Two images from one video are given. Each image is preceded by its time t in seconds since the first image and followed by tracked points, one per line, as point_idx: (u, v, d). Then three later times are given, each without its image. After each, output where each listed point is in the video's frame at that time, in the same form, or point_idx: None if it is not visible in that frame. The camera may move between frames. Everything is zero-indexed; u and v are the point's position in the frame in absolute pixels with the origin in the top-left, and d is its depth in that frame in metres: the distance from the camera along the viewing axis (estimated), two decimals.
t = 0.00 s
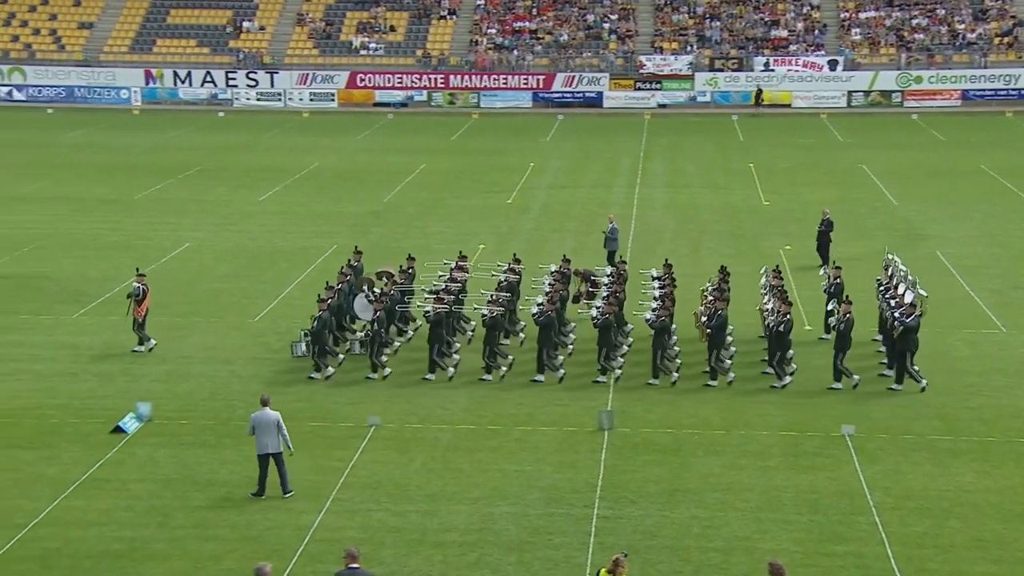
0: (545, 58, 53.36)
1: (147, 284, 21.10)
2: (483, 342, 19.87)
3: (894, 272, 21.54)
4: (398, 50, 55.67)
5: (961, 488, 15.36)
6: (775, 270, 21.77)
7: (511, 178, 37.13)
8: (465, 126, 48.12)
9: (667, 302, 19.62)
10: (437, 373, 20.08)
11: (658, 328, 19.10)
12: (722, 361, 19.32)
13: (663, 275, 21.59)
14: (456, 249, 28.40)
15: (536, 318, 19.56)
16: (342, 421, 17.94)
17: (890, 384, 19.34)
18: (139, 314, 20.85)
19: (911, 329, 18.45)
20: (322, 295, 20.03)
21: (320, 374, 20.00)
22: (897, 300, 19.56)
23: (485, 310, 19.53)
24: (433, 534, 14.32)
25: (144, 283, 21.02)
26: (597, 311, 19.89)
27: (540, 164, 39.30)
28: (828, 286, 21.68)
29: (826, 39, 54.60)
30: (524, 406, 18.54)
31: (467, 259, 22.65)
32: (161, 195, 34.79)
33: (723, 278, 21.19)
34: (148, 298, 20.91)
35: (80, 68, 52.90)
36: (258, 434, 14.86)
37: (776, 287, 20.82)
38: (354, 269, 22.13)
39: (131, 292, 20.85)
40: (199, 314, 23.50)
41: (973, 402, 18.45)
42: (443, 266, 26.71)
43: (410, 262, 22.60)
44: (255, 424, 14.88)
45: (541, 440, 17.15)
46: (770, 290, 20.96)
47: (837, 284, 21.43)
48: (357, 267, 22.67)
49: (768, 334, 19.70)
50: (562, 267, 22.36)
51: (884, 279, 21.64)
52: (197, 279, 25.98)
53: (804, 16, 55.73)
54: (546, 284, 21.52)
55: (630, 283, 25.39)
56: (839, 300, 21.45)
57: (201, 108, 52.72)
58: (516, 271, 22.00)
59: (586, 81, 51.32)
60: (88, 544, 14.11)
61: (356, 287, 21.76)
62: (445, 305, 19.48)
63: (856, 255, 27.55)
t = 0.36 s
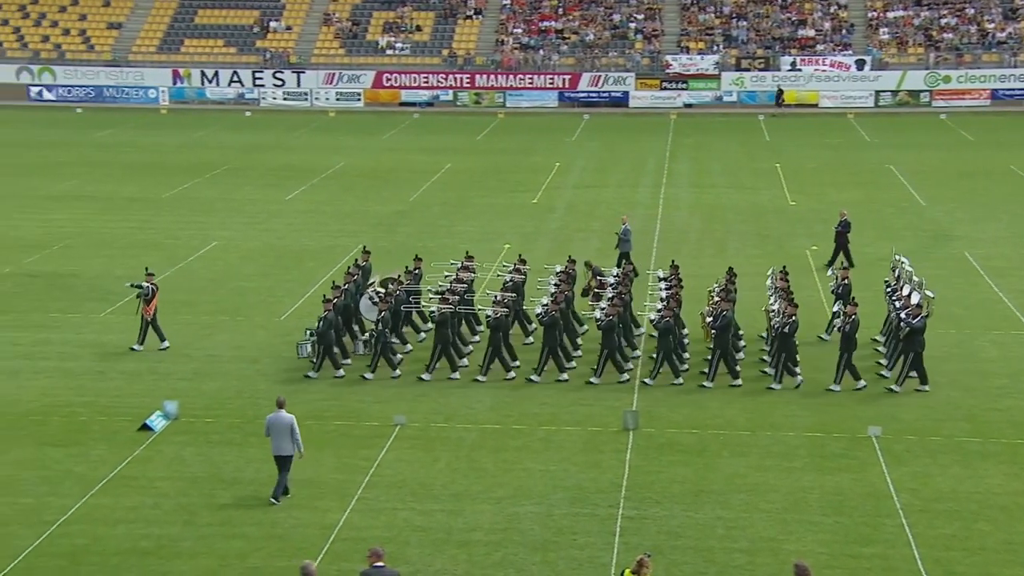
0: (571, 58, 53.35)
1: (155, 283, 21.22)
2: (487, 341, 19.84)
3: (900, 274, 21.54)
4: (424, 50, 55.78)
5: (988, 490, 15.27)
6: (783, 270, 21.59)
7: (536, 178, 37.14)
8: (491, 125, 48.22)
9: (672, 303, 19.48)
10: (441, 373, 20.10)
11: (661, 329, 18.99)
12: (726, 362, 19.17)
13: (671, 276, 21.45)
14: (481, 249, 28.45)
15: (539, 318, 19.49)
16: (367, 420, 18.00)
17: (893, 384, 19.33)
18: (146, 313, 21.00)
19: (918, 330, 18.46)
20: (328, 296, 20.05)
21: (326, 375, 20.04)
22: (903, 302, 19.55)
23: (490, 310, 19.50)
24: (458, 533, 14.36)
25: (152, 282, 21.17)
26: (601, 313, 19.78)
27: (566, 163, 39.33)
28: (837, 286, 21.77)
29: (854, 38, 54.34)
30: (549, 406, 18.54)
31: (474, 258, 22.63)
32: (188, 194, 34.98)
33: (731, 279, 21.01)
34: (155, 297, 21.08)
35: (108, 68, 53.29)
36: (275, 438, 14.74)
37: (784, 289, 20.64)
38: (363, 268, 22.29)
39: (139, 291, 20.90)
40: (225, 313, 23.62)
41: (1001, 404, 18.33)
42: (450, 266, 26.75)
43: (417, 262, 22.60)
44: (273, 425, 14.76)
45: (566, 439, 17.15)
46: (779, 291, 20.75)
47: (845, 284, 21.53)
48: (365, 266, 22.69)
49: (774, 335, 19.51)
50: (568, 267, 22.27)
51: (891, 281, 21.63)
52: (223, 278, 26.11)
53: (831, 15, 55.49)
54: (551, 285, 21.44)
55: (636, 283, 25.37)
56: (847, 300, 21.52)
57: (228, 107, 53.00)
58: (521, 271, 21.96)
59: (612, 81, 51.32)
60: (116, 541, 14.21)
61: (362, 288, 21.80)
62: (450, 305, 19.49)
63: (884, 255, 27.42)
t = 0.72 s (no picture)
0: (595, 58, 53.28)
1: (164, 281, 21.42)
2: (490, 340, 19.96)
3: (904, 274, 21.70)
4: (448, 50, 55.85)
5: (1015, 493, 15.17)
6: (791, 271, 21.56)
7: (560, 178, 37.13)
8: (515, 125, 48.27)
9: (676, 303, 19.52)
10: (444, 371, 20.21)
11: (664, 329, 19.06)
12: (730, 362, 19.23)
13: (678, 274, 21.46)
14: (505, 248, 28.46)
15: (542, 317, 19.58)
16: (391, 419, 18.04)
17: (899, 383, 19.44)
18: (157, 310, 21.18)
19: (922, 330, 18.60)
20: (333, 294, 20.22)
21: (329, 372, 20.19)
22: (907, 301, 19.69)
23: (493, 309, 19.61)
24: (481, 532, 14.38)
25: (162, 279, 21.34)
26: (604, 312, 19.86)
27: (590, 163, 39.30)
28: (843, 285, 21.69)
29: (880, 38, 54.08)
30: (572, 405, 18.54)
31: (480, 258, 22.73)
32: (214, 193, 35.13)
33: (738, 279, 21.05)
34: (165, 295, 21.25)
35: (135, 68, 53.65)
36: (294, 441, 14.69)
37: (790, 288, 20.62)
38: (369, 268, 22.37)
39: (147, 289, 21.23)
40: (251, 312, 23.72)
41: None
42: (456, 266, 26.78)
43: (423, 261, 22.77)
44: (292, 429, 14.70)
45: (590, 439, 17.15)
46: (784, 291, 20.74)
47: (851, 283, 21.43)
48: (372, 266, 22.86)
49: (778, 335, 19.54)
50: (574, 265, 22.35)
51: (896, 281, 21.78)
52: (248, 278, 26.21)
53: (857, 14, 55.20)
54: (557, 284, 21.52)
55: (643, 283, 25.36)
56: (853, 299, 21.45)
57: (253, 107, 53.17)
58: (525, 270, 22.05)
59: (636, 81, 51.27)
60: (141, 539, 14.30)
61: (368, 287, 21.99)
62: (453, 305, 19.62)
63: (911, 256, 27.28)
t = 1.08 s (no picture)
0: (620, 57, 53.18)
1: (179, 279, 21.53)
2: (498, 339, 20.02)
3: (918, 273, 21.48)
4: (473, 50, 55.91)
5: None
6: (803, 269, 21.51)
7: (584, 177, 37.10)
8: (540, 124, 48.29)
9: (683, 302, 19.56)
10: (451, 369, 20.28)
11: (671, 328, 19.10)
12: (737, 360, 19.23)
13: (688, 273, 21.47)
14: (529, 248, 28.45)
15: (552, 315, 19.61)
16: (414, 419, 18.07)
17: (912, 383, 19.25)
18: (171, 308, 21.29)
19: (936, 330, 18.36)
20: (344, 292, 20.33)
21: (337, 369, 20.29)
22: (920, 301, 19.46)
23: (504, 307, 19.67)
24: (505, 532, 14.38)
25: (177, 277, 21.45)
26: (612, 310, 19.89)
27: (614, 163, 39.24)
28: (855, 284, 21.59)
29: (906, 37, 53.78)
30: (595, 405, 18.53)
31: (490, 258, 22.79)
32: (239, 192, 35.27)
33: (749, 279, 21.05)
34: (180, 293, 21.35)
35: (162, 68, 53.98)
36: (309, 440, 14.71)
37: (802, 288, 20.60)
38: (383, 265, 22.48)
39: (164, 287, 21.28)
40: (275, 310, 23.82)
41: None
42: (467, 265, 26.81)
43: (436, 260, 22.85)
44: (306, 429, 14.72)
45: (613, 439, 17.13)
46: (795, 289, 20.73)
47: (864, 282, 21.33)
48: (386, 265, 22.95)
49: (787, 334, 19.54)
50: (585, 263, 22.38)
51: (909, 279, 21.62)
52: (273, 277, 26.29)
53: (883, 14, 54.89)
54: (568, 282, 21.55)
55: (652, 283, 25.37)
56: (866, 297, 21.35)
57: (278, 106, 53.32)
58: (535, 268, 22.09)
59: (661, 80, 51.19)
60: (166, 536, 14.38)
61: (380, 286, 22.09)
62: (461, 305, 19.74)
63: (937, 256, 27.13)
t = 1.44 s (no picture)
0: (639, 57, 53.09)
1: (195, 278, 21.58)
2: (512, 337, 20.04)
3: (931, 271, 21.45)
4: (491, 49, 55.98)
5: None
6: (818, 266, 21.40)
7: (602, 177, 37.09)
8: (558, 124, 48.32)
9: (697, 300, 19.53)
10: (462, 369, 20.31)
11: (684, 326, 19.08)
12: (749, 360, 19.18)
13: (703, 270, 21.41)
14: (547, 247, 28.46)
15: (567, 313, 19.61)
16: (432, 418, 18.09)
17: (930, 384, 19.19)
18: (185, 308, 21.32)
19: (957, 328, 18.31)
20: (356, 292, 20.37)
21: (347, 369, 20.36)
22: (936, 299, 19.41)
23: (520, 305, 19.70)
24: (522, 531, 14.39)
25: (193, 277, 21.48)
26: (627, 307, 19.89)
27: (633, 163, 39.21)
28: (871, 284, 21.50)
29: (926, 37, 53.53)
30: (613, 406, 18.52)
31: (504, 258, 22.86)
32: (259, 192, 35.39)
33: (765, 275, 20.98)
34: (195, 292, 21.38)
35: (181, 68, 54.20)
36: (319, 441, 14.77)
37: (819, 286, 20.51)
38: (395, 264, 22.53)
39: (179, 286, 21.28)
40: (293, 310, 23.89)
41: None
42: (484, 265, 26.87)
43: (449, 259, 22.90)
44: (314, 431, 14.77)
45: (630, 439, 17.12)
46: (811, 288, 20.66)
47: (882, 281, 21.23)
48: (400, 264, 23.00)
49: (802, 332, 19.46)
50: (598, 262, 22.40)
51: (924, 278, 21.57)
52: (292, 276, 26.36)
53: (903, 13, 54.64)
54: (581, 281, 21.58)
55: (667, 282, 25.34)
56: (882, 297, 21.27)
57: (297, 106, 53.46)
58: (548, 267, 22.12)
59: (680, 81, 51.12)
60: (185, 534, 14.44)
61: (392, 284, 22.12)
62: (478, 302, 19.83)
63: (957, 257, 27.01)
